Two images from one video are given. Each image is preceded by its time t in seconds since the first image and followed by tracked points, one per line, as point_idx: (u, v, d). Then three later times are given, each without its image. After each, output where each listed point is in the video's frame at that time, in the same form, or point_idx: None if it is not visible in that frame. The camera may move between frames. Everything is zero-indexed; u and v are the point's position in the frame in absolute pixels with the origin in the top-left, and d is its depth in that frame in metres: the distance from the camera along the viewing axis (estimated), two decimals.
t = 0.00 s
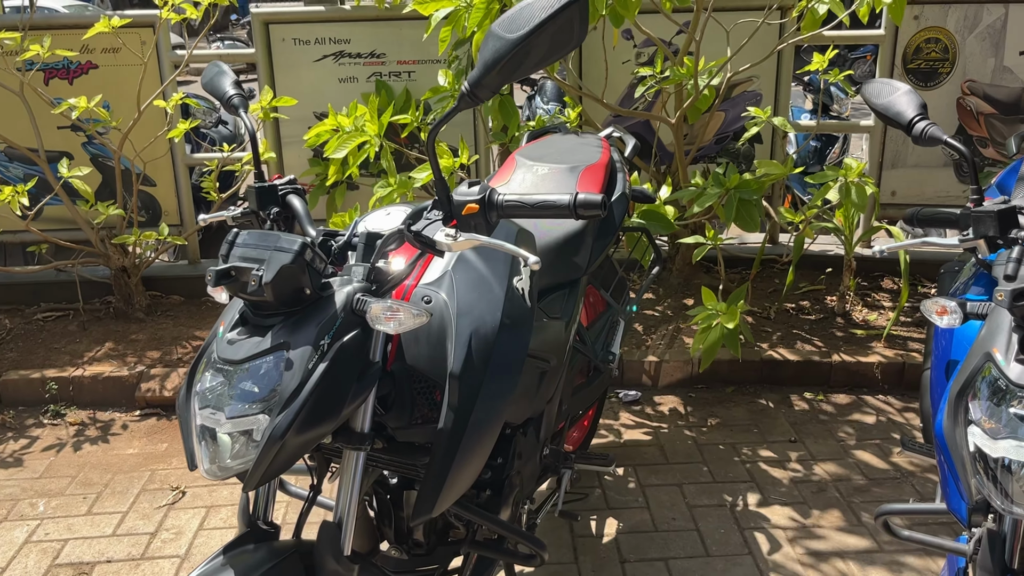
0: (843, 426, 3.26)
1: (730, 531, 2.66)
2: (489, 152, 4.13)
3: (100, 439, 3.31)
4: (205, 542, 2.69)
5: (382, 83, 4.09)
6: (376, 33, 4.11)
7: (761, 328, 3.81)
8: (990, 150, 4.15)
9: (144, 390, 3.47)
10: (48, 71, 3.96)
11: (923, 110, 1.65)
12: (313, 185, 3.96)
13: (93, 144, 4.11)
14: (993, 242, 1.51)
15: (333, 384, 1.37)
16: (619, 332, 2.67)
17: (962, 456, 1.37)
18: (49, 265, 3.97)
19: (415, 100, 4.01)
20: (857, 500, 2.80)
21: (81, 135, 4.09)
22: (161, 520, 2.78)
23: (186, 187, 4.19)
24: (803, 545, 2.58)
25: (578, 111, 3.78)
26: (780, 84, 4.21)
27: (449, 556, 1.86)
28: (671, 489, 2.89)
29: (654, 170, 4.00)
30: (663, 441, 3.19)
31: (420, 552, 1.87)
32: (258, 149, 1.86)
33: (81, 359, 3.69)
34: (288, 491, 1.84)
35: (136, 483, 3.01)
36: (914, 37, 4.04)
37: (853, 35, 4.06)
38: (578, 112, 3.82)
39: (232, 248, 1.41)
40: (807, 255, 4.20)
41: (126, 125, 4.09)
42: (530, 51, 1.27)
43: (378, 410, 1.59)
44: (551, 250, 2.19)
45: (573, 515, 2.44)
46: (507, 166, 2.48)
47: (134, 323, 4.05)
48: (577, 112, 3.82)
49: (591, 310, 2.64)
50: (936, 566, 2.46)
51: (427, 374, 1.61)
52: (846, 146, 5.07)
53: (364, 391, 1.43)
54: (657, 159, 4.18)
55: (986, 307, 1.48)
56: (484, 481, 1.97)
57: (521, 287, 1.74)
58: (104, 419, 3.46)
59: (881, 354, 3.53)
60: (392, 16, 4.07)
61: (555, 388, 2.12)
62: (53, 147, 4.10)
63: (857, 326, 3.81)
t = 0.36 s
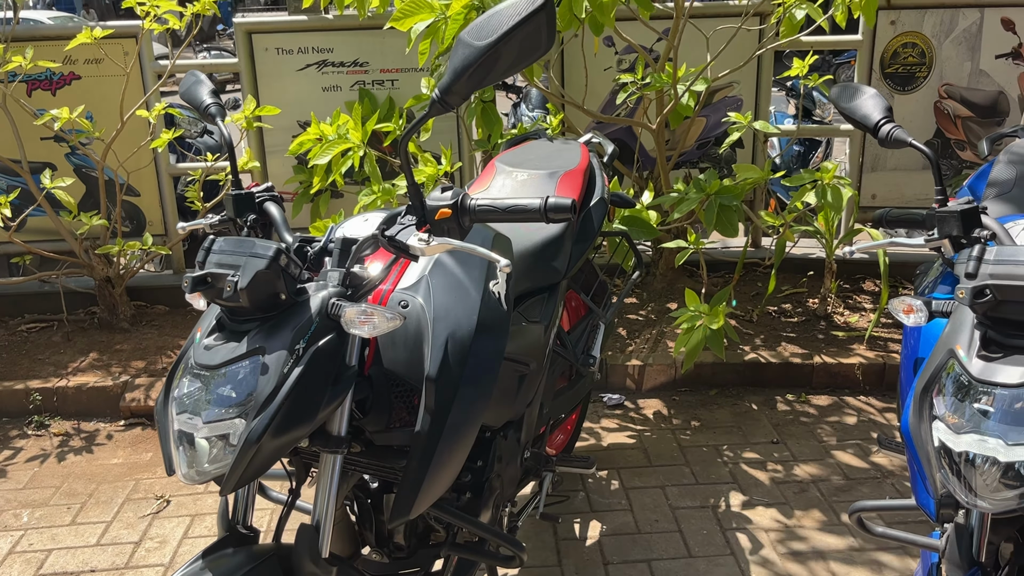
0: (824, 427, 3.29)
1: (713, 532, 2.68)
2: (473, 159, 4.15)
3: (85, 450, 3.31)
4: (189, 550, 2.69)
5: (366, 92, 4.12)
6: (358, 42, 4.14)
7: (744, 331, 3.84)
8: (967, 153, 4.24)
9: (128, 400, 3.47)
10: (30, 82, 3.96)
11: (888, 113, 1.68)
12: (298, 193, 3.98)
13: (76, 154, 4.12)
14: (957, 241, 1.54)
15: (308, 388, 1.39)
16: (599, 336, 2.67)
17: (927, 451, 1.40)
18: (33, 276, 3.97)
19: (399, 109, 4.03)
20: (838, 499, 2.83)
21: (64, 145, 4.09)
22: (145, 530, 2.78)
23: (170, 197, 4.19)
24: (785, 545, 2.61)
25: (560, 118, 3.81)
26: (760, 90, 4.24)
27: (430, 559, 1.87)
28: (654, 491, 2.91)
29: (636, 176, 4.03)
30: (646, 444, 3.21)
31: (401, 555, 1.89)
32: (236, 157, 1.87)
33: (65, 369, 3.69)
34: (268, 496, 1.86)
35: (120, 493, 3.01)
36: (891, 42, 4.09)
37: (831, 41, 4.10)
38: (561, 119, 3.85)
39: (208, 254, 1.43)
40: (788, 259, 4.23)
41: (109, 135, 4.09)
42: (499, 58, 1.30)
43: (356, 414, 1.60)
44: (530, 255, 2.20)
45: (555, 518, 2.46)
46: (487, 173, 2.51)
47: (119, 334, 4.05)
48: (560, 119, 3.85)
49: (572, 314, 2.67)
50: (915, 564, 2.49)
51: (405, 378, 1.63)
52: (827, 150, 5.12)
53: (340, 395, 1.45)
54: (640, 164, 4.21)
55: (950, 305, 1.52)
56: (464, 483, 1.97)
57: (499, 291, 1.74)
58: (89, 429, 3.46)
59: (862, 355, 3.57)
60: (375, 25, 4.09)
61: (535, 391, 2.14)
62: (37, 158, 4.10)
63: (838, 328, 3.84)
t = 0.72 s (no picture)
0: (807, 426, 3.37)
1: (697, 529, 2.75)
2: (463, 167, 4.23)
3: (84, 455, 3.37)
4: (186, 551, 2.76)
5: (358, 102, 4.20)
6: (350, 54, 4.22)
7: (731, 333, 3.91)
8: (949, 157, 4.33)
9: (126, 407, 3.54)
10: (28, 96, 4.04)
11: (848, 120, 1.76)
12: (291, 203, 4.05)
13: (73, 167, 4.19)
14: (912, 241, 1.63)
15: (294, 385, 1.46)
16: (582, 337, 2.74)
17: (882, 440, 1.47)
18: (32, 287, 4.04)
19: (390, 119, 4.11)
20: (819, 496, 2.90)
21: (61, 158, 4.17)
22: (143, 532, 2.85)
23: (166, 207, 4.27)
24: (767, 540, 2.67)
25: (548, 127, 3.89)
26: (744, 96, 4.33)
27: (416, 553, 1.93)
28: (640, 489, 2.98)
29: (623, 182, 4.11)
30: (634, 444, 3.28)
31: (388, 549, 1.96)
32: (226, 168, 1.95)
33: (64, 377, 3.76)
34: (259, 493, 1.92)
35: (118, 497, 3.07)
36: (871, 49, 4.17)
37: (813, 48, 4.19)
38: (549, 128, 3.94)
39: (198, 260, 1.51)
40: (774, 262, 4.31)
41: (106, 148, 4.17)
42: (470, 71, 1.38)
43: (341, 412, 1.67)
44: (512, 260, 2.28)
45: (541, 515, 2.53)
46: (472, 180, 2.59)
47: (117, 342, 4.12)
48: (548, 128, 3.93)
49: (557, 317, 2.75)
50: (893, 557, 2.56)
51: (388, 378, 1.70)
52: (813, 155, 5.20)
53: (325, 392, 1.52)
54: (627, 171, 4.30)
55: (905, 301, 1.60)
56: (449, 480, 2.03)
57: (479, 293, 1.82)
58: (87, 436, 3.52)
59: (845, 356, 3.64)
60: (366, 37, 4.18)
61: (519, 391, 2.21)
62: (35, 171, 4.18)
63: (823, 329, 3.92)
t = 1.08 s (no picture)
0: (797, 418, 3.46)
1: (688, 516, 2.85)
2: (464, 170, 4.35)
3: (99, 450, 3.50)
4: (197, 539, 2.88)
5: (362, 109, 4.33)
6: (354, 63, 4.36)
7: (725, 330, 4.01)
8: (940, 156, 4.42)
9: (139, 404, 3.67)
10: (44, 106, 4.19)
11: (816, 118, 1.87)
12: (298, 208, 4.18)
13: (88, 174, 4.34)
14: (874, 231, 1.75)
15: (294, 367, 1.58)
16: (574, 331, 2.83)
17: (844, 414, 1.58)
18: (48, 290, 4.18)
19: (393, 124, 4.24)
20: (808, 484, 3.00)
21: (76, 165, 4.32)
22: (156, 521, 2.97)
23: (177, 212, 4.41)
24: (756, 526, 2.77)
25: (547, 131, 4.01)
26: (738, 100, 4.44)
27: (413, 532, 2.05)
28: (634, 479, 3.08)
29: (621, 184, 4.22)
30: (629, 437, 3.39)
31: (388, 528, 2.07)
32: (233, 170, 2.07)
33: (80, 377, 3.89)
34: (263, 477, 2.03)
35: (132, 489, 3.20)
36: (861, 53, 4.27)
37: (805, 52, 4.29)
38: (547, 132, 4.06)
39: (205, 253, 1.63)
40: (768, 261, 4.41)
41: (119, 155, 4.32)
42: (455, 76, 1.50)
43: (340, 395, 1.79)
44: (503, 256, 2.38)
45: (536, 501, 2.63)
46: (467, 181, 2.70)
47: (130, 343, 4.25)
48: (546, 132, 4.05)
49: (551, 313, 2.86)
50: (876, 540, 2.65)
51: (385, 363, 1.82)
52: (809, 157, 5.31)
53: (323, 374, 1.63)
54: (624, 173, 4.42)
55: (866, 287, 1.71)
56: (444, 463, 2.15)
57: (469, 285, 1.94)
58: (102, 432, 3.66)
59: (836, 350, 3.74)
60: (369, 46, 4.31)
61: (512, 380, 2.32)
62: (51, 178, 4.33)
63: (815, 326, 4.01)
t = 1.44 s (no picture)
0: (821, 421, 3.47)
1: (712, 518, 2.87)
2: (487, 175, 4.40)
3: (131, 452, 3.58)
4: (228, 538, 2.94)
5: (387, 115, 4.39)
6: (378, 70, 4.42)
7: (748, 334, 4.02)
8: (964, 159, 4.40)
9: (170, 406, 3.75)
10: (77, 115, 4.29)
11: (839, 123, 1.89)
12: (324, 213, 4.24)
13: (119, 181, 4.43)
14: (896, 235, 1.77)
15: (328, 369, 1.62)
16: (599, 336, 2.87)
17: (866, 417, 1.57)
18: (81, 294, 4.28)
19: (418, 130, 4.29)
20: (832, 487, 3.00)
21: (108, 172, 4.41)
22: (188, 521, 3.03)
23: (206, 218, 4.50)
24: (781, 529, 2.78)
25: (569, 136, 4.05)
26: (761, 104, 4.46)
27: (441, 532, 2.10)
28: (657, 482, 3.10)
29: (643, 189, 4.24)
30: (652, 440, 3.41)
31: (416, 528, 2.12)
32: (266, 177, 2.13)
33: (112, 379, 3.97)
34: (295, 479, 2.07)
35: (164, 489, 3.27)
36: (884, 56, 4.27)
37: (828, 56, 4.29)
38: (570, 138, 4.10)
39: (242, 258, 1.69)
40: (791, 265, 4.42)
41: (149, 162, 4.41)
42: (484, 85, 1.54)
43: (371, 396, 1.84)
44: (527, 261, 2.42)
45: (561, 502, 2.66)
46: (492, 187, 2.75)
47: (160, 346, 4.33)
48: (568, 137, 4.08)
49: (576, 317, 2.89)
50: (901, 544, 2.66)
51: (414, 366, 1.86)
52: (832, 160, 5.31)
53: (356, 375, 1.68)
54: (647, 178, 4.45)
55: (888, 291, 1.74)
56: (471, 464, 2.20)
57: (496, 288, 1.98)
58: (134, 434, 3.73)
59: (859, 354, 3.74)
60: (393, 53, 4.37)
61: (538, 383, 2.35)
62: (84, 185, 4.43)
63: (839, 329, 4.01)
